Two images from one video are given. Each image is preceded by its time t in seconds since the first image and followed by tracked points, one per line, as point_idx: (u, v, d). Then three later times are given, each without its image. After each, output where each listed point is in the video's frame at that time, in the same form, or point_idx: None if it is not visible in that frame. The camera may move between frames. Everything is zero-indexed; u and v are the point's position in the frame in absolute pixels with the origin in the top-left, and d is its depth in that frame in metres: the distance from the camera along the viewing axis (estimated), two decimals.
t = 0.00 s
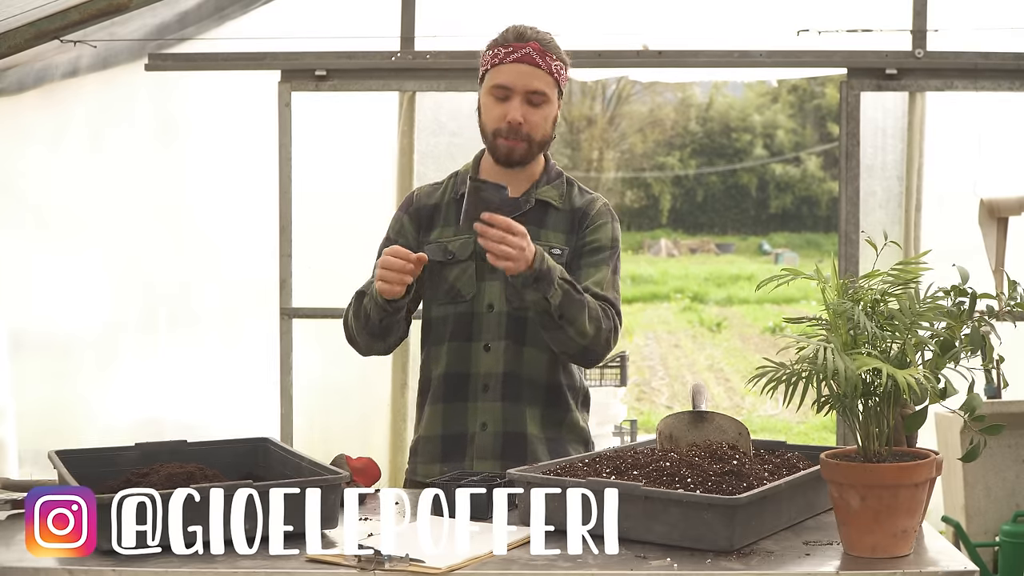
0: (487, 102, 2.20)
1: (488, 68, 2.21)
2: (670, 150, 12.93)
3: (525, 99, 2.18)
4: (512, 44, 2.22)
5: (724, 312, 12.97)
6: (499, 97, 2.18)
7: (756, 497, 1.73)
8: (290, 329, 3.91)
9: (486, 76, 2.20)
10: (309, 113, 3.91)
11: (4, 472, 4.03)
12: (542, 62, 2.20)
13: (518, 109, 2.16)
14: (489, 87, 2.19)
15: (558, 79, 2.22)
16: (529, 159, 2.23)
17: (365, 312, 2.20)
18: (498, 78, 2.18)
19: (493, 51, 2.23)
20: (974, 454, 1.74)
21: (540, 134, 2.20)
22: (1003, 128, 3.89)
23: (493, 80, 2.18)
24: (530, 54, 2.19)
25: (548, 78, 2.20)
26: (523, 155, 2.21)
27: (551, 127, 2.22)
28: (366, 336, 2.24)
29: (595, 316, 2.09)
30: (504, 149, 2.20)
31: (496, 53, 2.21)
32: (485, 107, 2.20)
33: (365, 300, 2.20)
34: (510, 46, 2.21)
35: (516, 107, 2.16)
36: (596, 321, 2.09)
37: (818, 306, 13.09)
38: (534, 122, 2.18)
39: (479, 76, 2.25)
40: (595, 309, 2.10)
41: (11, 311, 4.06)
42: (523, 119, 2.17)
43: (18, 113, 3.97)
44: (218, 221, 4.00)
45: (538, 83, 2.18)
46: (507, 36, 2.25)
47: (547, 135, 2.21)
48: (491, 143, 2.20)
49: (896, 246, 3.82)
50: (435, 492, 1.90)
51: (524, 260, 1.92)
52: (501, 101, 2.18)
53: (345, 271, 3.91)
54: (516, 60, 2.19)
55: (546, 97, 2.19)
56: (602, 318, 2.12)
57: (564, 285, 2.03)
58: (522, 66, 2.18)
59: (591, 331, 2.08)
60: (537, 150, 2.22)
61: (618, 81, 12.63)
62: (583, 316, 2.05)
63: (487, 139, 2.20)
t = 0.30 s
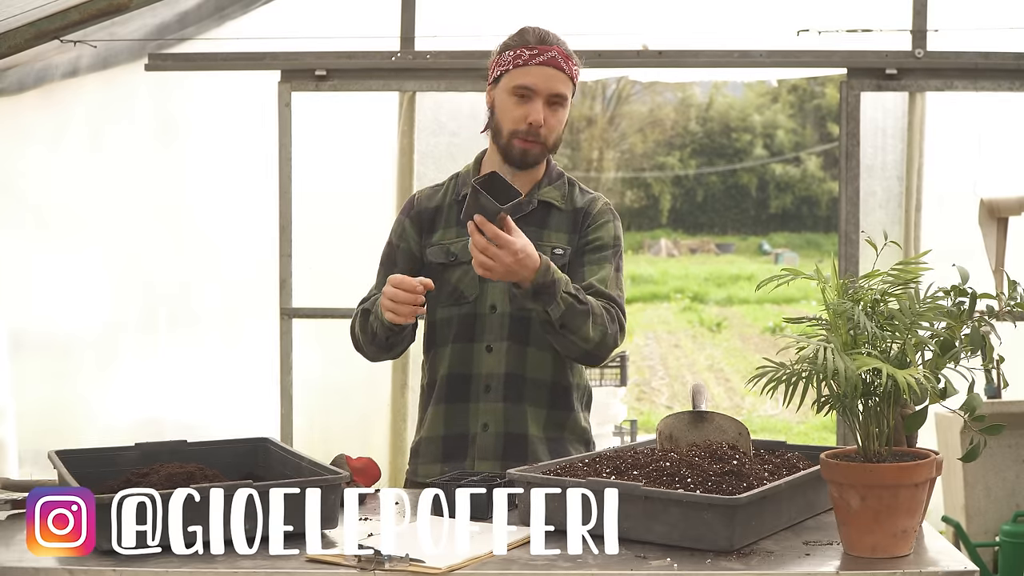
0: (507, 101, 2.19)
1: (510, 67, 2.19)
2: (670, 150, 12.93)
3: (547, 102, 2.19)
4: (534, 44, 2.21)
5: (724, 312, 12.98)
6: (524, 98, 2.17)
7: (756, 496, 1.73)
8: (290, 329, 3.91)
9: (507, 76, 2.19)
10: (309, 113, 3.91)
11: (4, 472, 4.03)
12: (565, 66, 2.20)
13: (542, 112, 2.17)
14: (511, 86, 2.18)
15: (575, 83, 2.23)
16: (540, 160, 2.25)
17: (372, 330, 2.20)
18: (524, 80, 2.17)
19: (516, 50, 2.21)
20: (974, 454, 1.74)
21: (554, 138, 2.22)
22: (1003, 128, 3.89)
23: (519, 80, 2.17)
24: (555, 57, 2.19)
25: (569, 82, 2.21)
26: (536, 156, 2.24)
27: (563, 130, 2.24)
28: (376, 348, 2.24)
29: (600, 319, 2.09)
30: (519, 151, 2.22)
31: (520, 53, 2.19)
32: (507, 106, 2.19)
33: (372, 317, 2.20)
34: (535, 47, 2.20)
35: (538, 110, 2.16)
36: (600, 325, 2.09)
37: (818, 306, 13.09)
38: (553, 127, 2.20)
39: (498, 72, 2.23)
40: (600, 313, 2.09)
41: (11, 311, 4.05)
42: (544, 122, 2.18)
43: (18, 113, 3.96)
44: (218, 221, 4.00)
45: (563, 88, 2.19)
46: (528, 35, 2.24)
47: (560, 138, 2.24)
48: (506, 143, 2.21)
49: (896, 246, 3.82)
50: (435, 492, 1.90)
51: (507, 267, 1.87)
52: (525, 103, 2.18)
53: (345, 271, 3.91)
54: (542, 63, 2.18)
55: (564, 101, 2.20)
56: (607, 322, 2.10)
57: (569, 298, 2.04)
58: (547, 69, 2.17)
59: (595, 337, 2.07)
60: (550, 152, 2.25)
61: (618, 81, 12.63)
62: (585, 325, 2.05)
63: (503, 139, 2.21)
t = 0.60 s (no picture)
0: (486, 103, 2.22)
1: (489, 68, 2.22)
2: (670, 150, 12.93)
3: (526, 100, 2.20)
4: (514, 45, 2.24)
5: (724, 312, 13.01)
6: (501, 97, 2.20)
7: (756, 497, 1.73)
8: (290, 329, 3.92)
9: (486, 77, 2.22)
10: (309, 113, 3.91)
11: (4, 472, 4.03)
12: (543, 64, 2.21)
13: (519, 109, 2.18)
14: (489, 87, 2.21)
15: (559, 82, 2.23)
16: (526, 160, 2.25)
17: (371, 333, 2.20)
18: (499, 79, 2.19)
19: (497, 51, 2.24)
20: (974, 454, 1.74)
21: (537, 136, 2.22)
22: (1003, 128, 3.89)
23: (495, 79, 2.20)
24: (532, 56, 2.21)
25: (549, 80, 2.22)
26: (520, 156, 2.24)
27: (550, 129, 2.24)
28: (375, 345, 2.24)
29: (603, 333, 2.12)
30: (501, 151, 2.22)
31: (499, 53, 2.23)
32: (486, 106, 2.22)
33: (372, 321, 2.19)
34: (514, 46, 2.23)
35: (513, 109, 2.18)
36: (605, 338, 2.12)
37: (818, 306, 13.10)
38: (532, 125, 2.20)
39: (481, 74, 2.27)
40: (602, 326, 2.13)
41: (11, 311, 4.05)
42: (521, 120, 2.19)
43: (18, 113, 3.96)
44: (217, 221, 4.00)
45: (540, 85, 2.19)
46: (510, 38, 2.27)
47: (546, 137, 2.23)
48: (488, 144, 2.23)
49: (896, 246, 3.82)
50: (435, 492, 1.90)
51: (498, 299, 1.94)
52: (503, 101, 2.20)
53: (345, 271, 3.91)
54: (518, 61, 2.20)
55: (544, 99, 2.20)
56: (610, 334, 2.13)
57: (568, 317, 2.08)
58: (523, 67, 2.19)
59: (605, 351, 2.11)
60: (536, 151, 2.24)
61: (618, 81, 12.64)
62: (592, 341, 2.09)
63: (485, 140, 2.23)
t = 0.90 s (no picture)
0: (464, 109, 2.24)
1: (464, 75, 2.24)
2: (670, 150, 12.95)
3: (503, 103, 2.20)
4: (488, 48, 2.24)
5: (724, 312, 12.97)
6: (478, 101, 2.21)
7: (756, 496, 1.73)
8: (290, 329, 3.92)
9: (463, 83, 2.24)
10: (309, 113, 3.91)
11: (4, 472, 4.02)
12: (516, 64, 2.20)
13: (495, 113, 2.19)
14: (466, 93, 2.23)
15: (536, 80, 2.22)
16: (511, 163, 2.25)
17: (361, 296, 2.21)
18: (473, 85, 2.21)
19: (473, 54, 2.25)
20: (974, 454, 1.74)
21: (518, 137, 2.22)
22: (1003, 128, 3.89)
23: (472, 84, 2.21)
24: (504, 57, 2.21)
25: (524, 79, 2.21)
26: (504, 159, 2.24)
27: (531, 128, 2.23)
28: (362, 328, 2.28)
29: (586, 349, 2.13)
30: (486, 155, 2.23)
31: (475, 57, 2.23)
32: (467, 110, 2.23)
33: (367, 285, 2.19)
34: (488, 49, 2.23)
35: (489, 112, 2.19)
36: (590, 354, 2.13)
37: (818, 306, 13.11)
38: (510, 127, 2.20)
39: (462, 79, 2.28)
40: (584, 342, 2.13)
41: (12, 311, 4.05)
42: (498, 123, 2.19)
43: (18, 113, 3.95)
44: (218, 221, 4.00)
45: (514, 86, 2.19)
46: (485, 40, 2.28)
47: (528, 137, 2.23)
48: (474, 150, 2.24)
49: (896, 246, 3.82)
50: (435, 492, 1.90)
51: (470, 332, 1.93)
52: (481, 106, 2.21)
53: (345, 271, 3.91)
54: (491, 64, 2.20)
55: (520, 100, 2.20)
56: (594, 348, 2.14)
57: (547, 343, 2.08)
58: (494, 70, 2.20)
59: (589, 367, 2.12)
60: (519, 152, 2.24)
61: (618, 81, 12.65)
62: (576, 359, 2.10)
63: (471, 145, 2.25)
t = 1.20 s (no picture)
0: (452, 89, 2.29)
1: (454, 54, 2.30)
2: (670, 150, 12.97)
3: (490, 85, 2.28)
4: (480, 34, 2.32)
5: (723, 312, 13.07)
6: (465, 81, 2.28)
7: (756, 497, 1.73)
8: (290, 329, 3.93)
9: (451, 63, 2.29)
10: (309, 113, 3.91)
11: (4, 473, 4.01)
12: (508, 51, 2.30)
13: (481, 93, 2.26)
14: (453, 74, 2.29)
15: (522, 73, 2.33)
16: (487, 148, 2.31)
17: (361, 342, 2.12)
18: (464, 65, 2.27)
19: (462, 38, 2.32)
20: (974, 453, 1.74)
21: (498, 124, 2.28)
22: (1003, 129, 3.89)
23: (460, 62, 2.28)
24: (498, 42, 2.30)
25: (512, 68, 2.31)
26: (480, 144, 2.29)
27: (510, 119, 2.31)
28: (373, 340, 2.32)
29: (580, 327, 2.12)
30: (463, 137, 2.28)
31: (464, 40, 2.31)
32: (451, 91, 2.29)
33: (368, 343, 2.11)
34: (479, 34, 2.31)
35: (477, 93, 2.25)
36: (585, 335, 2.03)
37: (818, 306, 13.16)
38: (493, 111, 2.26)
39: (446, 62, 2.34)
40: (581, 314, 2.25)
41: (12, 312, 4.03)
42: (483, 105, 2.25)
43: (18, 113, 3.93)
44: (218, 221, 4.00)
45: (505, 70, 2.28)
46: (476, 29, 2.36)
47: (505, 128, 2.30)
48: (452, 130, 2.28)
49: (896, 246, 3.82)
50: (435, 492, 1.90)
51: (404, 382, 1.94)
52: (468, 87, 2.28)
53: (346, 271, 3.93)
54: (483, 46, 2.28)
55: (506, 88, 2.29)
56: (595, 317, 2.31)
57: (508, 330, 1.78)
58: (486, 54, 2.27)
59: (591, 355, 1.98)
60: (495, 141, 2.30)
61: (618, 81, 12.66)
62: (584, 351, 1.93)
63: (448, 126, 2.29)
